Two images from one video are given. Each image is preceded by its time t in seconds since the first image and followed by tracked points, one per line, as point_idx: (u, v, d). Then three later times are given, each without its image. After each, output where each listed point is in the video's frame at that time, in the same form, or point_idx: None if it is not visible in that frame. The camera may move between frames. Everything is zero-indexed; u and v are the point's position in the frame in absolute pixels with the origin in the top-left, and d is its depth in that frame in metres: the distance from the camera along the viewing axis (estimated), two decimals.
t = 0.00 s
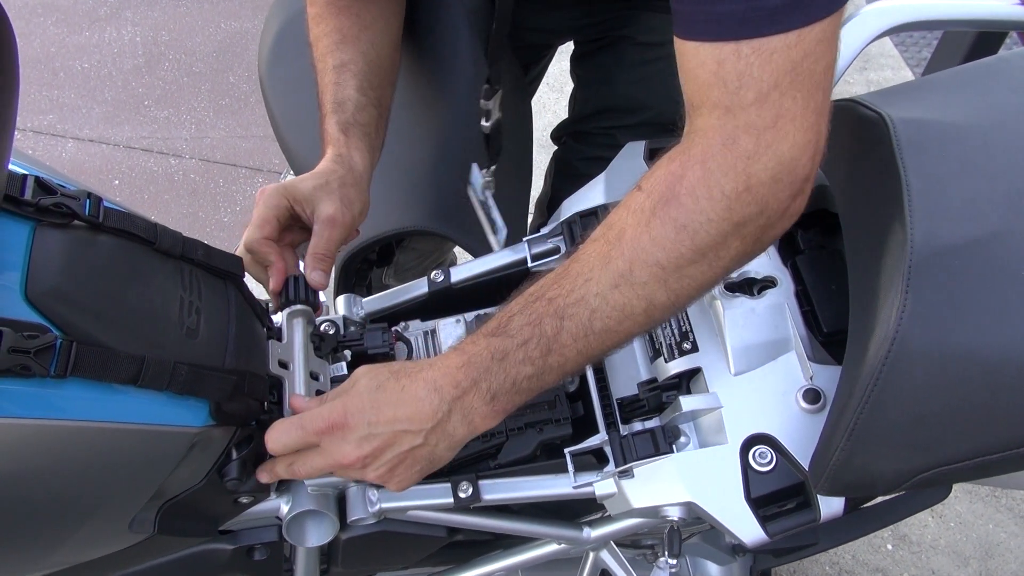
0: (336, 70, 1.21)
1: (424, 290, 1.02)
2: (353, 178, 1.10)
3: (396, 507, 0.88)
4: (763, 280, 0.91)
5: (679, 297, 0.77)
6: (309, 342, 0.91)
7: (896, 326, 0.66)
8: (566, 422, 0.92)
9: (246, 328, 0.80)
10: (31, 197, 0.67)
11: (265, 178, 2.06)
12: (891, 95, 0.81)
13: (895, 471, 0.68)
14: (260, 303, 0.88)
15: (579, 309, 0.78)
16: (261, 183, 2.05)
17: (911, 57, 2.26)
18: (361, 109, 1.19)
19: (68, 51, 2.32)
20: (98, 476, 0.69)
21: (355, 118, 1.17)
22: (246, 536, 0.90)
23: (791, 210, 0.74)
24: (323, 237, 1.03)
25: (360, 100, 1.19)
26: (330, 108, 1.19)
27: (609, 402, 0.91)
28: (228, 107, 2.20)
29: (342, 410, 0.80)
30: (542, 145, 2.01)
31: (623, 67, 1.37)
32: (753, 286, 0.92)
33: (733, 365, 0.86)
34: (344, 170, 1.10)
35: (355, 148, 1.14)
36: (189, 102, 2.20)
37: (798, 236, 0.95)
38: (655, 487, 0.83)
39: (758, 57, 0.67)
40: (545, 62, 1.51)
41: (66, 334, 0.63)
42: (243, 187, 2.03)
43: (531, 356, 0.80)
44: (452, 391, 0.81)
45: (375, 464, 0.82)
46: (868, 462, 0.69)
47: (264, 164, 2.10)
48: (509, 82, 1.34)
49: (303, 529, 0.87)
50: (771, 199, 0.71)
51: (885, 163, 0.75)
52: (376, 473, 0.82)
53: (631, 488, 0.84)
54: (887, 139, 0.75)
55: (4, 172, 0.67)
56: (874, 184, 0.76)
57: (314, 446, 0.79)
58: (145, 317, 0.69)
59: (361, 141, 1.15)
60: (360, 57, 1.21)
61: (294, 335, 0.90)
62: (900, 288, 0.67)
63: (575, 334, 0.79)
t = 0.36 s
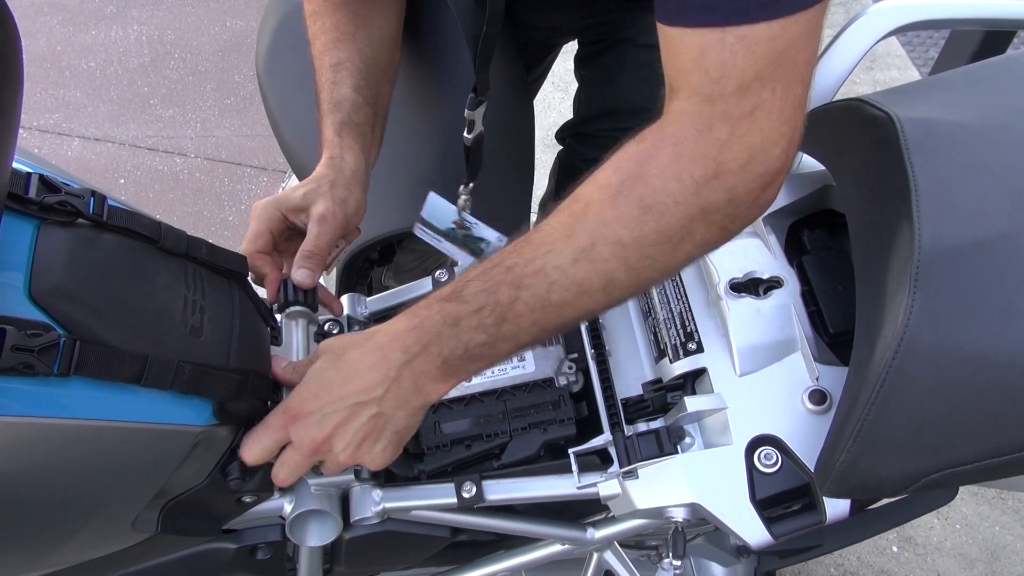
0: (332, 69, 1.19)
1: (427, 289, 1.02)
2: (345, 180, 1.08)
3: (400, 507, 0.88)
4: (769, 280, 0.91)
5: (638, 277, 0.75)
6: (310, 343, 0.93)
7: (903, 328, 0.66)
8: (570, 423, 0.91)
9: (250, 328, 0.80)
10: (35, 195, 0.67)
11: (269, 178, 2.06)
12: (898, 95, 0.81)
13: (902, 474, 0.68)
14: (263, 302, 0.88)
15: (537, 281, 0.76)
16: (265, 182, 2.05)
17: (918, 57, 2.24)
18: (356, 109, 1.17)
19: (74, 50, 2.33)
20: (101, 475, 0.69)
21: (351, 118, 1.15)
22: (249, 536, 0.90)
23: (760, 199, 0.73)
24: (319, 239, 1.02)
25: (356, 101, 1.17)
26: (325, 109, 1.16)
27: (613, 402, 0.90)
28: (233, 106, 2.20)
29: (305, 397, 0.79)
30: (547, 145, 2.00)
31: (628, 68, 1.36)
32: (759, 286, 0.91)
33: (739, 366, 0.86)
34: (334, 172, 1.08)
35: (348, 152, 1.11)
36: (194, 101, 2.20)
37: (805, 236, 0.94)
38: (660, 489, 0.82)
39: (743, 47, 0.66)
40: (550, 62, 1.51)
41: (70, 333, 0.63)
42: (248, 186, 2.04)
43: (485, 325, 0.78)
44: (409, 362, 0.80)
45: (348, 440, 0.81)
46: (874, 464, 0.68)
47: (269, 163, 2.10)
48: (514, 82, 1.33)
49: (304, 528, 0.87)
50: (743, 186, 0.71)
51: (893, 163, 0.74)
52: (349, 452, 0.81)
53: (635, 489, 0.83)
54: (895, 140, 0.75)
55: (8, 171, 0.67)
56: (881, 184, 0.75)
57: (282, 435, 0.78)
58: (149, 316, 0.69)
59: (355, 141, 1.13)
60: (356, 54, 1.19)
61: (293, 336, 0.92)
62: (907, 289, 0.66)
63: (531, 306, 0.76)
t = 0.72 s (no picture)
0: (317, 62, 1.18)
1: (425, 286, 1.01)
2: (330, 177, 1.11)
3: (398, 507, 0.87)
4: (771, 279, 0.90)
5: (615, 276, 0.72)
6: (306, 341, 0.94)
7: (907, 327, 0.65)
8: (571, 422, 0.91)
9: (246, 325, 0.80)
10: (29, 190, 0.66)
11: (272, 175, 2.06)
12: (903, 91, 0.79)
13: (904, 475, 0.67)
14: (259, 298, 0.87)
15: (511, 285, 0.74)
16: (267, 180, 2.05)
17: (923, 55, 2.23)
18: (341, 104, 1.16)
19: (76, 47, 2.32)
20: (96, 474, 0.68)
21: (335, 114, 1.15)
22: (247, 535, 0.90)
23: (743, 193, 0.69)
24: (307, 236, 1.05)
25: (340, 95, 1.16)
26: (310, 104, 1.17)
27: (613, 401, 0.89)
28: (236, 104, 2.19)
29: (286, 415, 0.78)
30: (550, 143, 1.99)
31: (628, 68, 1.40)
32: (762, 285, 0.90)
33: (740, 365, 0.85)
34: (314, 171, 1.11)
35: (332, 150, 1.13)
36: (197, 99, 2.19)
37: (808, 234, 0.93)
38: (660, 489, 0.81)
39: (728, 19, 0.62)
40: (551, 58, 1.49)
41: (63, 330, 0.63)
42: (250, 184, 2.03)
43: (460, 330, 0.77)
44: (392, 367, 0.79)
45: (337, 449, 0.81)
46: (877, 465, 0.67)
47: (271, 161, 2.09)
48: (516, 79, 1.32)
49: (302, 528, 0.86)
50: (728, 177, 0.67)
51: (898, 160, 0.73)
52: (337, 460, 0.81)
53: (636, 489, 0.83)
54: (899, 137, 0.74)
55: (1, 167, 0.66)
56: (887, 181, 0.74)
57: (273, 451, 0.77)
58: (145, 314, 0.69)
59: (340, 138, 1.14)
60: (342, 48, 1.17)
61: (289, 335, 0.92)
62: (912, 288, 0.66)
63: (506, 309, 0.75)
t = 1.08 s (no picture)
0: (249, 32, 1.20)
1: (427, 285, 1.03)
2: (250, 61, 1.20)
3: (398, 503, 0.87)
4: (771, 276, 0.89)
5: (543, 99, 1.00)
6: (307, 339, 0.93)
7: (906, 325, 0.65)
8: (570, 419, 0.91)
9: (244, 321, 0.80)
10: (27, 186, 0.66)
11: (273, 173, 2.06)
12: (903, 87, 0.79)
13: (904, 473, 0.67)
14: (258, 294, 0.87)
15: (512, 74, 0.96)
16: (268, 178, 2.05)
17: (926, 53, 2.22)
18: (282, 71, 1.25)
19: (78, 44, 2.32)
20: (95, 470, 0.68)
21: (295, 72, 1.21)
22: (246, 532, 0.90)
23: (640, 18, 1.04)
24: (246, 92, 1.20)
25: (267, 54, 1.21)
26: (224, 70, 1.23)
27: (613, 398, 0.89)
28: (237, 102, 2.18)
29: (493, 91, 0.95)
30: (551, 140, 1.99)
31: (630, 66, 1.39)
32: (761, 282, 0.90)
33: (740, 362, 0.84)
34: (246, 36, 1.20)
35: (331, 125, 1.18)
36: (198, 96, 2.19)
37: (808, 232, 0.94)
38: (658, 486, 0.82)
39: None
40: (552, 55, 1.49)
41: (61, 326, 0.63)
42: (252, 182, 2.04)
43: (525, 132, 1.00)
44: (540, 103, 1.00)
45: (504, 142, 0.99)
46: (875, 462, 0.67)
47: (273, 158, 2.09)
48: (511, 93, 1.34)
49: (302, 525, 0.87)
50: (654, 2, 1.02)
51: (897, 158, 0.73)
52: (484, 193, 1.02)
53: (635, 487, 0.83)
54: (899, 134, 0.73)
55: None
56: (887, 178, 0.74)
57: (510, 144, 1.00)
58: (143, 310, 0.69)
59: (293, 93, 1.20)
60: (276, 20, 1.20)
61: (288, 334, 0.92)
62: (911, 285, 0.66)
63: (512, 93, 0.97)
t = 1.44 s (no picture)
0: None
1: (427, 281, 1.03)
2: None
3: (396, 499, 0.87)
4: (770, 273, 0.89)
5: None
6: (307, 334, 0.93)
7: (904, 320, 0.65)
8: (568, 415, 0.91)
9: (244, 317, 0.80)
10: (26, 181, 0.66)
11: (273, 171, 2.06)
12: (902, 83, 0.79)
13: (901, 468, 0.67)
14: (257, 290, 0.87)
15: None
16: (268, 176, 2.05)
17: (927, 51, 2.22)
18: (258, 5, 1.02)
19: (79, 42, 2.32)
20: (94, 465, 0.68)
21: None
22: (245, 527, 0.90)
23: None
24: (234, 30, 0.96)
25: None
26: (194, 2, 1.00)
27: (611, 395, 0.89)
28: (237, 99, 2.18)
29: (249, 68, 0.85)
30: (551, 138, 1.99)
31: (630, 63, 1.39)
32: (760, 279, 0.90)
33: (738, 358, 0.85)
34: None
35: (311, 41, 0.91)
36: (199, 94, 2.19)
37: (807, 228, 0.94)
38: (656, 481, 0.82)
39: None
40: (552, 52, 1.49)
41: (61, 321, 0.63)
42: (252, 179, 2.04)
43: None
44: None
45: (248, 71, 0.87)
46: (873, 457, 0.67)
47: (273, 156, 2.09)
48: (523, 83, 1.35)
49: (301, 520, 0.87)
50: None
51: (896, 154, 0.73)
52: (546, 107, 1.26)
53: (633, 482, 0.83)
54: (897, 130, 0.73)
55: None
56: (885, 174, 0.74)
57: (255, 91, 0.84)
58: (142, 305, 0.69)
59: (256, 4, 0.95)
60: None
61: (287, 329, 0.92)
62: (908, 281, 0.66)
63: None
